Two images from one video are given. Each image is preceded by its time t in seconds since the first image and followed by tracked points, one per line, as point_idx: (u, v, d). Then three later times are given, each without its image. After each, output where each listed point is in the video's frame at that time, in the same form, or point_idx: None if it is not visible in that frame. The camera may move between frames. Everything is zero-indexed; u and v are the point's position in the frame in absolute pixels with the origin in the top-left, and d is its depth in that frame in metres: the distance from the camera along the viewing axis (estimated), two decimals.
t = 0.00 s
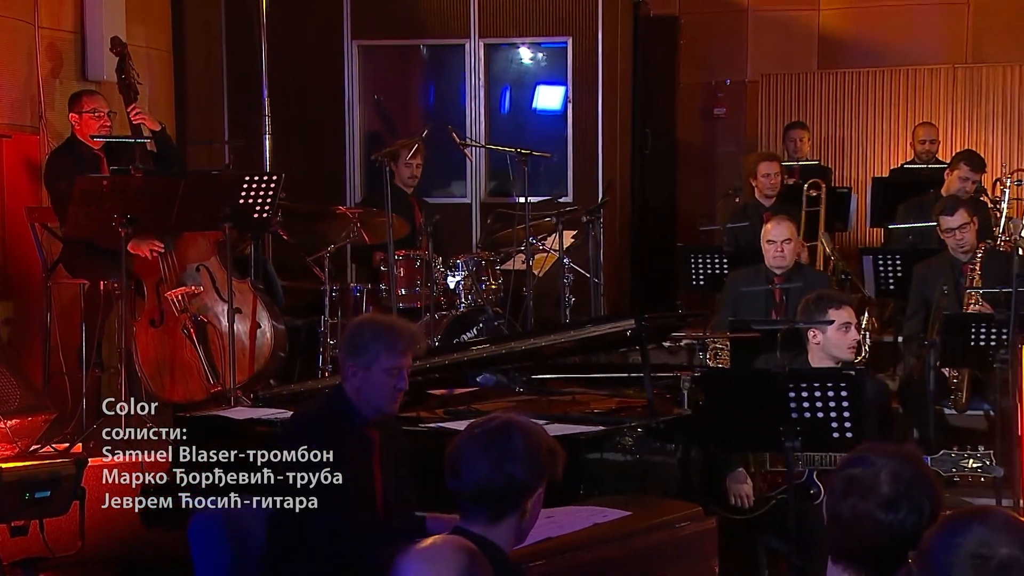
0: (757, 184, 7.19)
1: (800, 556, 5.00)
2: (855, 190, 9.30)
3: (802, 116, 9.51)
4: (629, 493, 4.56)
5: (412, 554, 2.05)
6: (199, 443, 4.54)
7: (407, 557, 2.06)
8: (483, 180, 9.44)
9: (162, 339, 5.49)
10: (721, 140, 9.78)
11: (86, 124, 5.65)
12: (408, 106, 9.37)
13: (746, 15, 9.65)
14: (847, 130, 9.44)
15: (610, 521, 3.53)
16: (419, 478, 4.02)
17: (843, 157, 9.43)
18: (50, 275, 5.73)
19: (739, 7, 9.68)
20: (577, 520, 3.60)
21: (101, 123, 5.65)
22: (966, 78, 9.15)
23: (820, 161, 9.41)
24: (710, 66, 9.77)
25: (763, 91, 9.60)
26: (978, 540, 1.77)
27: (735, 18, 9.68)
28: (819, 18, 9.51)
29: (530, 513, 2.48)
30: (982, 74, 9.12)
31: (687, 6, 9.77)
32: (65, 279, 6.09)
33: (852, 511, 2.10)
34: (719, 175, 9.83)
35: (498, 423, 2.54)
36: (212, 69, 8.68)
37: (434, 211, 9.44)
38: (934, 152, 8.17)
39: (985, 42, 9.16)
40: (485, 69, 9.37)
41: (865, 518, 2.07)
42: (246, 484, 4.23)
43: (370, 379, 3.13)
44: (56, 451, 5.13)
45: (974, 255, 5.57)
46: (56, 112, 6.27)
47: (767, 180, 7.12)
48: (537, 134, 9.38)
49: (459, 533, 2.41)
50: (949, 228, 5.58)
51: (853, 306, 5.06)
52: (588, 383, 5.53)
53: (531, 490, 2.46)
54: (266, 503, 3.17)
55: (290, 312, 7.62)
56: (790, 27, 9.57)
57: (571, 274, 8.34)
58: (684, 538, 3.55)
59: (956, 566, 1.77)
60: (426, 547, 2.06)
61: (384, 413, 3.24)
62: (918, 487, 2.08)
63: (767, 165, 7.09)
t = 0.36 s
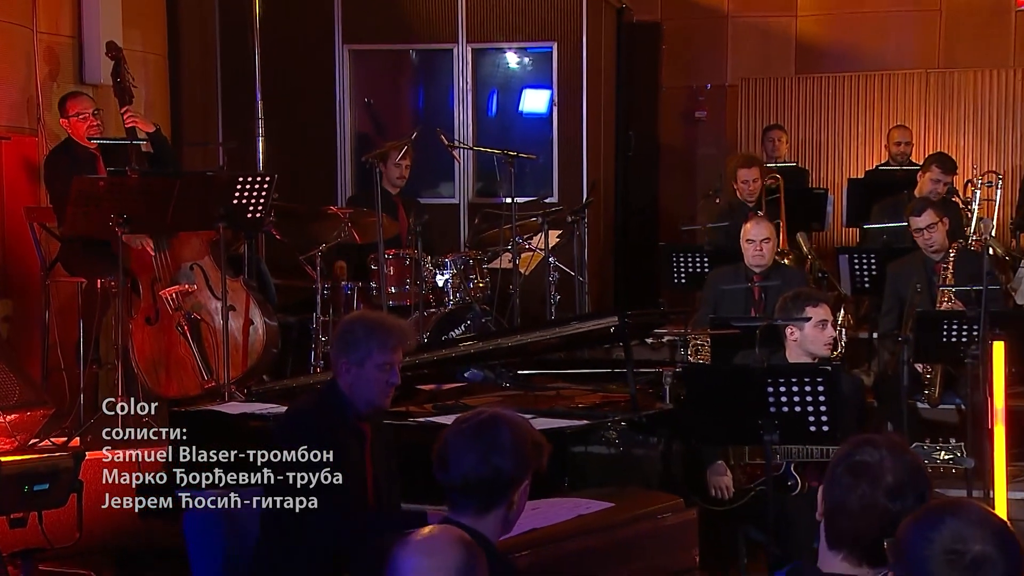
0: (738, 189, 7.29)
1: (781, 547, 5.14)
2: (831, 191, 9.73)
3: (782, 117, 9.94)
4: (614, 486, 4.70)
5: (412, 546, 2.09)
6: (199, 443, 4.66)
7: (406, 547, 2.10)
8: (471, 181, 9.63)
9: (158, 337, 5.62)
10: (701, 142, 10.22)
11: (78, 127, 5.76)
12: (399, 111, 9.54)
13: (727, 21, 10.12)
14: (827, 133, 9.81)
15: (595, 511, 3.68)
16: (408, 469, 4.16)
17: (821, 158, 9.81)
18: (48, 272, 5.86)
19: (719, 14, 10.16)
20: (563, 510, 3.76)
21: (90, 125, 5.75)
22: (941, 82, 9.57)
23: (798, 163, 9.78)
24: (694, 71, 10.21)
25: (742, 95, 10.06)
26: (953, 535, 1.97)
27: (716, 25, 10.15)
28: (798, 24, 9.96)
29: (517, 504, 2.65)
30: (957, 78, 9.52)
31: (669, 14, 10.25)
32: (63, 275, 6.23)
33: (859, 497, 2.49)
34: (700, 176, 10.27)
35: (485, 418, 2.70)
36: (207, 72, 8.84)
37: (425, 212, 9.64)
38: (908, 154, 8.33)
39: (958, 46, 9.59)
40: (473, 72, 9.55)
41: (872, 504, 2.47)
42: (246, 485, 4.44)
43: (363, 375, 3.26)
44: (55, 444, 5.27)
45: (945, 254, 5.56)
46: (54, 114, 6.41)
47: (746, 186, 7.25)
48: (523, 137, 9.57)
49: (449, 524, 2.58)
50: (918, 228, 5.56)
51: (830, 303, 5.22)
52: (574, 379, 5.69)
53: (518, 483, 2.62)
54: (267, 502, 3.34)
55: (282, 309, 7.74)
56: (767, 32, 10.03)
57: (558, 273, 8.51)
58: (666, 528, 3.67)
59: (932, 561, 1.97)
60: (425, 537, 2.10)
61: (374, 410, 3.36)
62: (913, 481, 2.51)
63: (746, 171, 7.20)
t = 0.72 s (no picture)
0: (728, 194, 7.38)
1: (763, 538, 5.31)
2: (811, 193, 9.92)
3: (761, 123, 10.09)
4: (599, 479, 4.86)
5: (407, 533, 2.28)
6: (198, 440, 4.82)
7: (402, 536, 2.28)
8: (462, 183, 9.77)
9: (157, 334, 5.75)
10: (685, 145, 10.43)
11: (80, 129, 5.91)
12: (391, 114, 9.75)
13: (708, 27, 10.30)
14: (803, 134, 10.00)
15: (581, 503, 3.83)
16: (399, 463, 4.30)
17: (802, 160, 9.98)
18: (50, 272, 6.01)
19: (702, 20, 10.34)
20: (550, 501, 3.91)
21: (92, 128, 5.91)
22: (916, 88, 9.77)
23: (779, 166, 9.96)
24: (678, 76, 10.41)
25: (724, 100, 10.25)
26: (926, 521, 2.07)
27: (698, 31, 10.33)
28: (777, 32, 10.15)
29: (507, 498, 2.71)
30: (932, 83, 9.72)
31: (653, 20, 10.44)
32: (64, 274, 6.40)
33: (823, 488, 2.41)
34: (684, 177, 10.48)
35: (479, 413, 2.77)
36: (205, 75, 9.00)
37: (417, 212, 9.82)
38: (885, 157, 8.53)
39: (931, 54, 9.80)
40: (464, 77, 9.75)
41: (838, 492, 2.39)
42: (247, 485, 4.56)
43: (350, 365, 3.37)
44: (57, 439, 5.39)
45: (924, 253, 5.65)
46: (55, 118, 6.55)
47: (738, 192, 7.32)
48: (512, 139, 9.81)
49: (442, 514, 2.63)
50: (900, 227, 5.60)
51: (809, 302, 5.40)
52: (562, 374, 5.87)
53: (510, 476, 2.69)
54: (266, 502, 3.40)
55: (278, 308, 7.90)
56: (751, 38, 10.22)
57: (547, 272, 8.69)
58: (649, 520, 3.84)
59: (905, 543, 2.06)
60: (418, 526, 2.29)
61: (367, 404, 3.53)
62: (874, 467, 2.44)
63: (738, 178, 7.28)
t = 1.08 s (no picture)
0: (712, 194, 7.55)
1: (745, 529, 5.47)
2: (791, 193, 10.12)
3: (742, 124, 10.29)
4: (587, 471, 5.02)
5: (396, 527, 2.10)
6: (197, 434, 4.97)
7: (391, 528, 2.12)
8: (454, 184, 9.93)
9: (156, 330, 5.90)
10: (671, 146, 10.72)
11: (81, 133, 6.05)
12: (385, 116, 9.89)
13: (693, 31, 10.56)
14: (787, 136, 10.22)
15: (569, 494, 3.98)
16: (393, 455, 4.48)
17: (783, 160, 10.22)
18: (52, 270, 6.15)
19: (687, 25, 10.59)
20: (538, 493, 4.05)
21: (93, 132, 6.05)
22: (894, 91, 9.97)
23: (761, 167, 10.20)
24: (664, 79, 10.67)
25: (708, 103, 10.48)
26: (903, 513, 1.92)
27: (684, 35, 10.58)
28: (760, 37, 10.41)
29: (497, 487, 2.86)
30: (908, 87, 9.93)
31: (639, 24, 10.69)
32: (66, 273, 6.56)
33: (768, 482, 2.46)
34: (670, 178, 10.76)
35: (470, 407, 2.91)
36: (201, 77, 9.13)
37: (409, 212, 9.99)
38: (859, 159, 8.73)
39: (910, 58, 10.04)
40: (455, 80, 9.90)
41: (783, 486, 2.43)
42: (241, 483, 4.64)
43: (348, 366, 3.36)
44: (58, 432, 5.53)
45: (904, 252, 5.79)
46: (56, 120, 6.68)
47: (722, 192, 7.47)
48: (503, 140, 9.97)
49: (435, 506, 2.79)
50: (886, 228, 5.73)
51: (791, 299, 5.55)
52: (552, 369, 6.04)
53: (500, 468, 2.84)
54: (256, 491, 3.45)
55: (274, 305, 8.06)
56: (733, 43, 10.48)
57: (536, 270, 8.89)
58: (634, 511, 4.01)
59: (884, 536, 1.92)
60: (407, 518, 2.12)
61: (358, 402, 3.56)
62: (817, 453, 2.48)
63: (722, 178, 7.41)
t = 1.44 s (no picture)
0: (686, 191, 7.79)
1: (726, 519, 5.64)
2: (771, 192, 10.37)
3: (726, 126, 10.54)
4: (573, 463, 5.18)
5: (381, 517, 2.02)
6: (193, 427, 5.13)
7: (376, 519, 2.04)
8: (444, 184, 10.14)
9: (153, 327, 6.02)
10: (655, 149, 10.91)
11: (78, 133, 6.16)
12: (376, 118, 10.08)
13: (677, 36, 10.81)
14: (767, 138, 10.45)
15: (555, 485, 4.12)
16: (385, 448, 4.62)
17: (765, 162, 10.43)
18: (51, 268, 6.29)
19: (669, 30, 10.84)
20: (524, 484, 4.18)
21: (89, 132, 6.15)
22: (870, 95, 10.22)
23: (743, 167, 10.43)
24: (650, 83, 10.89)
25: (690, 105, 10.72)
26: (880, 503, 1.87)
27: (668, 40, 10.83)
28: (741, 41, 10.69)
29: (484, 482, 2.87)
30: (883, 91, 10.18)
31: (624, 28, 10.92)
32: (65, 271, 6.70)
33: (750, 473, 2.39)
34: (654, 179, 10.96)
35: (458, 402, 2.93)
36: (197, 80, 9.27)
37: (399, 211, 10.16)
38: (834, 160, 8.91)
39: (886, 61, 10.31)
40: (445, 83, 10.08)
41: (765, 477, 2.35)
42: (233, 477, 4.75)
43: (337, 363, 3.43)
44: (57, 426, 5.68)
45: (879, 250, 5.92)
46: (55, 121, 6.81)
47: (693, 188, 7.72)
48: (491, 142, 10.14)
49: (422, 498, 2.78)
50: (861, 228, 5.86)
51: (770, 296, 5.71)
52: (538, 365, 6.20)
53: (487, 462, 2.85)
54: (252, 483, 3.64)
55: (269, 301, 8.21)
56: (716, 47, 10.74)
57: (523, 268, 9.06)
58: (618, 502, 4.16)
59: (858, 524, 1.86)
60: (393, 509, 2.04)
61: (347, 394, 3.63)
62: (802, 447, 2.40)
63: (692, 174, 7.67)
